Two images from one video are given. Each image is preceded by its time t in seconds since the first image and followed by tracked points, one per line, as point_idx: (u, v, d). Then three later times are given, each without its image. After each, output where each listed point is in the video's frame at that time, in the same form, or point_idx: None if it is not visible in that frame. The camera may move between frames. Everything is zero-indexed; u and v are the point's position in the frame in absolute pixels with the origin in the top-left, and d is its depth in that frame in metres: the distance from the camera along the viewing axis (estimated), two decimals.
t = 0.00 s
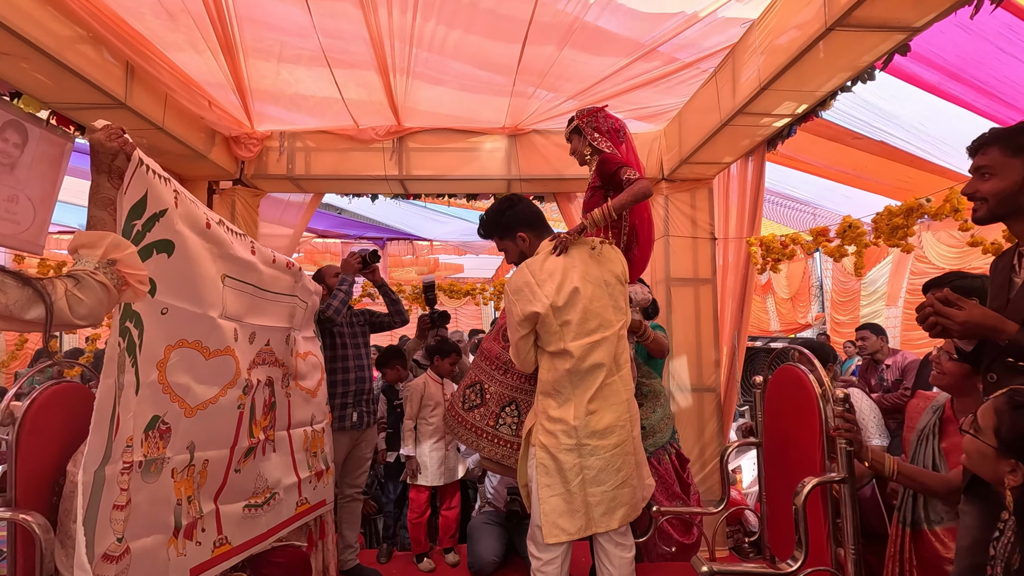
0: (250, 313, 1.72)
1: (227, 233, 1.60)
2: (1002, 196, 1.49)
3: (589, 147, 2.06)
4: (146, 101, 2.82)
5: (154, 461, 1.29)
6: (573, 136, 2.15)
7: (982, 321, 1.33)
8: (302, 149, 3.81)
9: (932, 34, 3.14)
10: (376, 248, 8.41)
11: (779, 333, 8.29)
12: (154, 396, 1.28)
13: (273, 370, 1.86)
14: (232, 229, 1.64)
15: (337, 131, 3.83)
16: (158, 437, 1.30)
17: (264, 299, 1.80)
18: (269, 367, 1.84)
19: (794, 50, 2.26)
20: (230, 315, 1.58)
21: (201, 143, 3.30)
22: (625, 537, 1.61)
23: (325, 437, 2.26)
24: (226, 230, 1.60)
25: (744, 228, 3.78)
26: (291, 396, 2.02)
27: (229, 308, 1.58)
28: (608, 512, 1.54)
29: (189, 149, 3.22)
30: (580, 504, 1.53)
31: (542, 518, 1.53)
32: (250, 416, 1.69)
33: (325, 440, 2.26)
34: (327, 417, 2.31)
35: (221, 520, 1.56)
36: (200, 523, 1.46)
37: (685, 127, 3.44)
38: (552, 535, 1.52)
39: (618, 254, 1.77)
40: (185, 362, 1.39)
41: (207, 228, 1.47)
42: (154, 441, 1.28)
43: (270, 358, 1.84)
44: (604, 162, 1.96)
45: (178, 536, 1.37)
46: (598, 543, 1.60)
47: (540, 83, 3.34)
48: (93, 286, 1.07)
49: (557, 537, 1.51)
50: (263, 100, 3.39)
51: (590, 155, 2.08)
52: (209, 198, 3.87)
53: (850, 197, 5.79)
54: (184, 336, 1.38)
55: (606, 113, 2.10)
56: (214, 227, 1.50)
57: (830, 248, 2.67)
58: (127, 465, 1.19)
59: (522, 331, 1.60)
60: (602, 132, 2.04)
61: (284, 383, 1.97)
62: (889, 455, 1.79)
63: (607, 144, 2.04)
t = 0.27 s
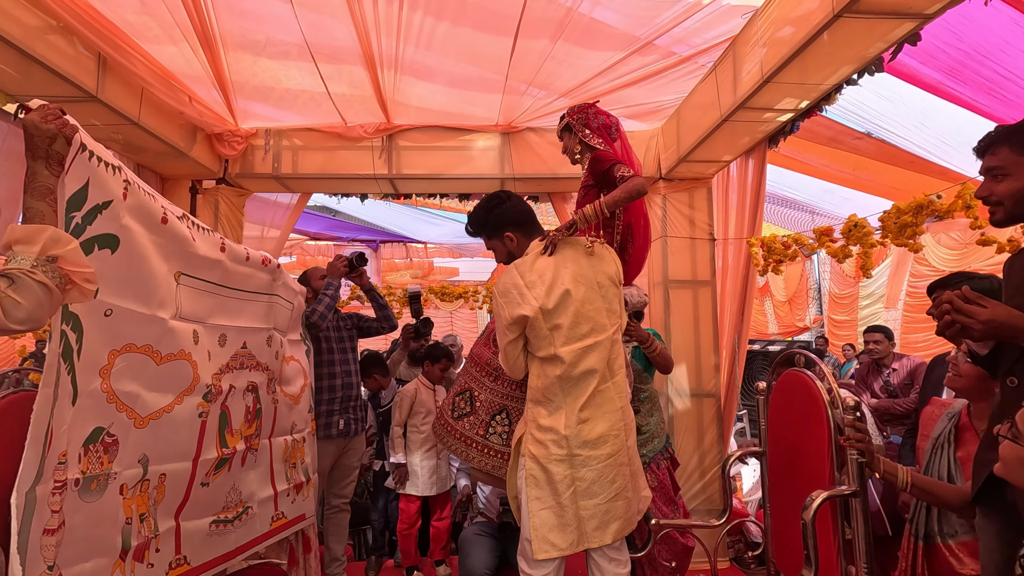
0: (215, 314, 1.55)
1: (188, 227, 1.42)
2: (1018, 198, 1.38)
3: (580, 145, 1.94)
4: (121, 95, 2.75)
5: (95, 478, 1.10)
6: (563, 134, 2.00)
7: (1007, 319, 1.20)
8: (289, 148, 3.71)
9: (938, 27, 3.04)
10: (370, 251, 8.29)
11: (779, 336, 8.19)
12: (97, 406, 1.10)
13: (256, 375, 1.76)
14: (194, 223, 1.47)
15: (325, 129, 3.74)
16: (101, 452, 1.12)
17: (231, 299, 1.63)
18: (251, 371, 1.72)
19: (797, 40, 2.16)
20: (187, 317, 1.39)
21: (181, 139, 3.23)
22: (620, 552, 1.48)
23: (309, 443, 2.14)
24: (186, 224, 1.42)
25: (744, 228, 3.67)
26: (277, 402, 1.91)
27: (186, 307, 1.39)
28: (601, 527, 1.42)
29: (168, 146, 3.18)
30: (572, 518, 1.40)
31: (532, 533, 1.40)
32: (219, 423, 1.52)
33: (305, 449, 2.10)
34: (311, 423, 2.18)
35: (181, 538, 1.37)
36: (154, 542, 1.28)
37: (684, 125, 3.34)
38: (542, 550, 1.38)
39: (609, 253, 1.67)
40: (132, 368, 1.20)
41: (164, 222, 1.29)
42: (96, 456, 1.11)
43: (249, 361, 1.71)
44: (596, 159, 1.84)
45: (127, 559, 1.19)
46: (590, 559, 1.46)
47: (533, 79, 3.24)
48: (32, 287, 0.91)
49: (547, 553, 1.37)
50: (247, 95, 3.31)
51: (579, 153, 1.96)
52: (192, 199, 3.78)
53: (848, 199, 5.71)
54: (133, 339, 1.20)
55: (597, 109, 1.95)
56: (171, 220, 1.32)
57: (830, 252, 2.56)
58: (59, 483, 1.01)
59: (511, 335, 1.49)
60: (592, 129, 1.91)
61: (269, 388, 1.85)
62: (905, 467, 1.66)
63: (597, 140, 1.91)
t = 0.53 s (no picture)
0: (193, 309, 1.43)
1: (160, 224, 1.32)
2: None
3: (572, 143, 1.87)
4: (102, 91, 2.70)
5: (50, 481, 1.00)
6: (554, 132, 1.94)
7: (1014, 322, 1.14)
8: (279, 148, 3.66)
9: (936, 23, 2.99)
10: (365, 253, 8.23)
11: (777, 338, 8.14)
12: (51, 405, 1.00)
13: (242, 371, 1.64)
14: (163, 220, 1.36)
15: (316, 128, 3.69)
16: (57, 454, 1.02)
17: (210, 295, 1.51)
18: (236, 368, 1.61)
19: (795, 35, 2.11)
20: (159, 314, 1.29)
21: (166, 138, 3.18)
22: (612, 558, 1.42)
23: (299, 443, 2.03)
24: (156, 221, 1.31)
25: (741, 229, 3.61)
26: (264, 400, 1.79)
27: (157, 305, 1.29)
28: (594, 533, 1.36)
29: (154, 145, 3.13)
30: (563, 525, 1.35)
31: (522, 540, 1.34)
32: (197, 421, 1.41)
33: (292, 452, 1.96)
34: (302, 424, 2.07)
35: (154, 541, 1.26)
36: (120, 547, 1.16)
37: (679, 124, 3.29)
38: (532, 557, 1.32)
39: (600, 253, 1.61)
40: (91, 366, 1.09)
41: (134, 215, 1.20)
42: (52, 458, 1.01)
43: (233, 358, 1.60)
44: (587, 158, 1.78)
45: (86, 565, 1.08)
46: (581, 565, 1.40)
47: (526, 78, 3.20)
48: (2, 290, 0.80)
49: (537, 561, 1.31)
50: (235, 93, 3.26)
51: (569, 151, 1.90)
52: (180, 202, 3.73)
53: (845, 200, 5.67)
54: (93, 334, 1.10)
55: (590, 106, 1.91)
56: (141, 213, 1.22)
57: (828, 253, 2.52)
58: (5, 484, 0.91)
59: (500, 337, 1.44)
60: (585, 127, 1.85)
61: (256, 386, 1.74)
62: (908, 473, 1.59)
63: (590, 138, 1.86)
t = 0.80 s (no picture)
0: (174, 311, 1.32)
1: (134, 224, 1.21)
2: None
3: (569, 142, 1.84)
4: (91, 91, 2.68)
5: (6, 488, 0.90)
6: (552, 129, 1.93)
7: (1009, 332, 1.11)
8: (272, 149, 3.64)
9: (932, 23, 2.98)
10: (362, 254, 8.20)
11: (774, 339, 8.13)
12: (10, 407, 0.90)
13: (228, 375, 1.52)
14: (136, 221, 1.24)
15: (310, 129, 3.67)
16: (14, 459, 0.92)
17: (191, 295, 1.39)
18: (221, 372, 1.48)
19: (789, 35, 2.10)
20: (139, 316, 1.19)
21: (158, 139, 3.16)
22: (606, 561, 1.40)
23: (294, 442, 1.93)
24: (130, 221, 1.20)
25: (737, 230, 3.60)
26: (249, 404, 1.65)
27: (139, 308, 1.19)
28: (588, 536, 1.34)
29: (145, 146, 3.11)
30: (558, 528, 1.32)
31: (516, 543, 1.32)
32: (176, 426, 1.30)
33: (281, 454, 1.85)
34: (297, 423, 1.97)
35: (125, 549, 1.16)
36: (87, 556, 1.07)
37: (675, 124, 3.28)
38: (528, 561, 1.30)
39: (595, 254, 1.59)
40: (62, 368, 1.00)
41: (105, 213, 1.09)
42: (11, 463, 0.91)
43: (217, 360, 1.47)
44: (582, 159, 1.76)
45: None
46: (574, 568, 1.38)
47: (520, 80, 3.19)
48: None
49: (532, 564, 1.30)
50: (227, 94, 3.23)
51: (566, 151, 1.88)
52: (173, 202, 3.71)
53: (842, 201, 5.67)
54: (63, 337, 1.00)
55: (589, 105, 1.89)
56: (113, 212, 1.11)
57: (823, 253, 2.50)
58: None
59: (494, 341, 1.42)
60: (583, 126, 1.83)
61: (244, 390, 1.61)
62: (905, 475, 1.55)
63: (587, 138, 1.83)
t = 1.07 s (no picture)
0: (169, 309, 1.27)
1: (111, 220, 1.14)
2: None
3: (572, 143, 1.83)
4: (89, 93, 2.68)
5: (11, 483, 0.88)
6: (554, 128, 1.93)
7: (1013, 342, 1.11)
8: (271, 150, 3.64)
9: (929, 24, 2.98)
10: (360, 255, 8.18)
11: (773, 339, 8.12)
12: (19, 405, 0.88)
13: (214, 369, 1.45)
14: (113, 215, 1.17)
15: (308, 131, 3.67)
16: (22, 454, 0.89)
17: (179, 291, 1.32)
18: (207, 365, 1.41)
19: (787, 37, 2.10)
20: (142, 317, 1.15)
21: (156, 140, 3.16)
22: (605, 563, 1.40)
23: (297, 434, 1.92)
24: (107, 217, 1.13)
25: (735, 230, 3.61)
26: (241, 397, 1.60)
27: (139, 306, 1.15)
28: (587, 539, 1.34)
29: (143, 148, 3.11)
30: (557, 530, 1.32)
31: (516, 546, 1.32)
32: (175, 423, 1.26)
33: (282, 444, 1.83)
34: (303, 416, 1.95)
35: (126, 541, 1.15)
36: (87, 548, 1.05)
37: (673, 125, 3.28)
38: (527, 564, 1.30)
39: (601, 264, 1.58)
40: (77, 366, 0.99)
41: (82, 212, 1.02)
42: (17, 459, 0.89)
43: (205, 355, 1.41)
44: (584, 164, 1.75)
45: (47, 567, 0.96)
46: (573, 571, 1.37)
47: (518, 82, 3.19)
48: None
49: (532, 567, 1.29)
50: (225, 96, 3.23)
51: (568, 152, 1.88)
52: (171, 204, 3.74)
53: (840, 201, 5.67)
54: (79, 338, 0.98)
55: (591, 107, 1.88)
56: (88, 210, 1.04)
57: (821, 254, 2.50)
58: None
59: (495, 344, 1.42)
60: (586, 129, 1.82)
61: (228, 381, 1.53)
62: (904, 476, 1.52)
63: (590, 141, 1.83)
